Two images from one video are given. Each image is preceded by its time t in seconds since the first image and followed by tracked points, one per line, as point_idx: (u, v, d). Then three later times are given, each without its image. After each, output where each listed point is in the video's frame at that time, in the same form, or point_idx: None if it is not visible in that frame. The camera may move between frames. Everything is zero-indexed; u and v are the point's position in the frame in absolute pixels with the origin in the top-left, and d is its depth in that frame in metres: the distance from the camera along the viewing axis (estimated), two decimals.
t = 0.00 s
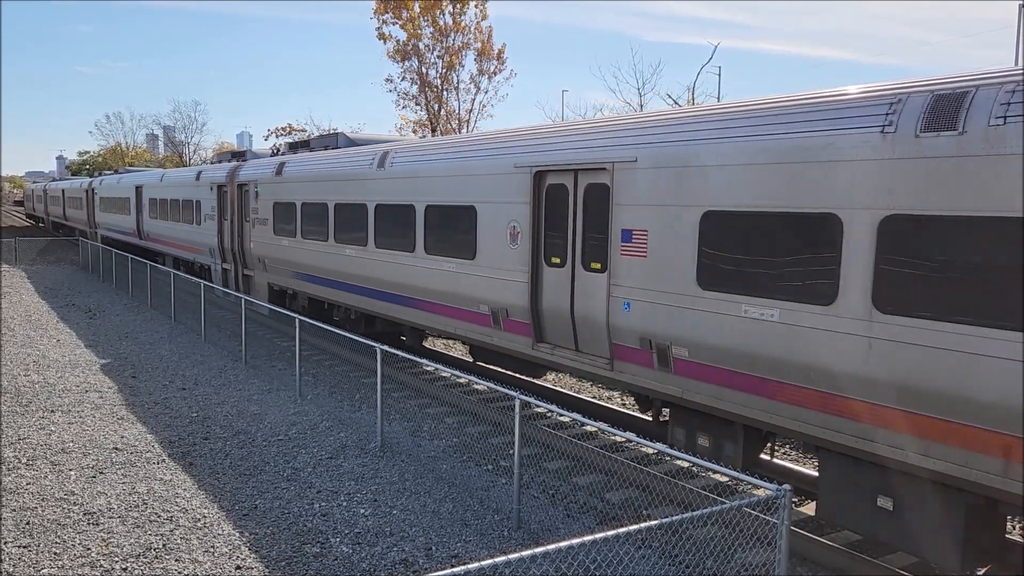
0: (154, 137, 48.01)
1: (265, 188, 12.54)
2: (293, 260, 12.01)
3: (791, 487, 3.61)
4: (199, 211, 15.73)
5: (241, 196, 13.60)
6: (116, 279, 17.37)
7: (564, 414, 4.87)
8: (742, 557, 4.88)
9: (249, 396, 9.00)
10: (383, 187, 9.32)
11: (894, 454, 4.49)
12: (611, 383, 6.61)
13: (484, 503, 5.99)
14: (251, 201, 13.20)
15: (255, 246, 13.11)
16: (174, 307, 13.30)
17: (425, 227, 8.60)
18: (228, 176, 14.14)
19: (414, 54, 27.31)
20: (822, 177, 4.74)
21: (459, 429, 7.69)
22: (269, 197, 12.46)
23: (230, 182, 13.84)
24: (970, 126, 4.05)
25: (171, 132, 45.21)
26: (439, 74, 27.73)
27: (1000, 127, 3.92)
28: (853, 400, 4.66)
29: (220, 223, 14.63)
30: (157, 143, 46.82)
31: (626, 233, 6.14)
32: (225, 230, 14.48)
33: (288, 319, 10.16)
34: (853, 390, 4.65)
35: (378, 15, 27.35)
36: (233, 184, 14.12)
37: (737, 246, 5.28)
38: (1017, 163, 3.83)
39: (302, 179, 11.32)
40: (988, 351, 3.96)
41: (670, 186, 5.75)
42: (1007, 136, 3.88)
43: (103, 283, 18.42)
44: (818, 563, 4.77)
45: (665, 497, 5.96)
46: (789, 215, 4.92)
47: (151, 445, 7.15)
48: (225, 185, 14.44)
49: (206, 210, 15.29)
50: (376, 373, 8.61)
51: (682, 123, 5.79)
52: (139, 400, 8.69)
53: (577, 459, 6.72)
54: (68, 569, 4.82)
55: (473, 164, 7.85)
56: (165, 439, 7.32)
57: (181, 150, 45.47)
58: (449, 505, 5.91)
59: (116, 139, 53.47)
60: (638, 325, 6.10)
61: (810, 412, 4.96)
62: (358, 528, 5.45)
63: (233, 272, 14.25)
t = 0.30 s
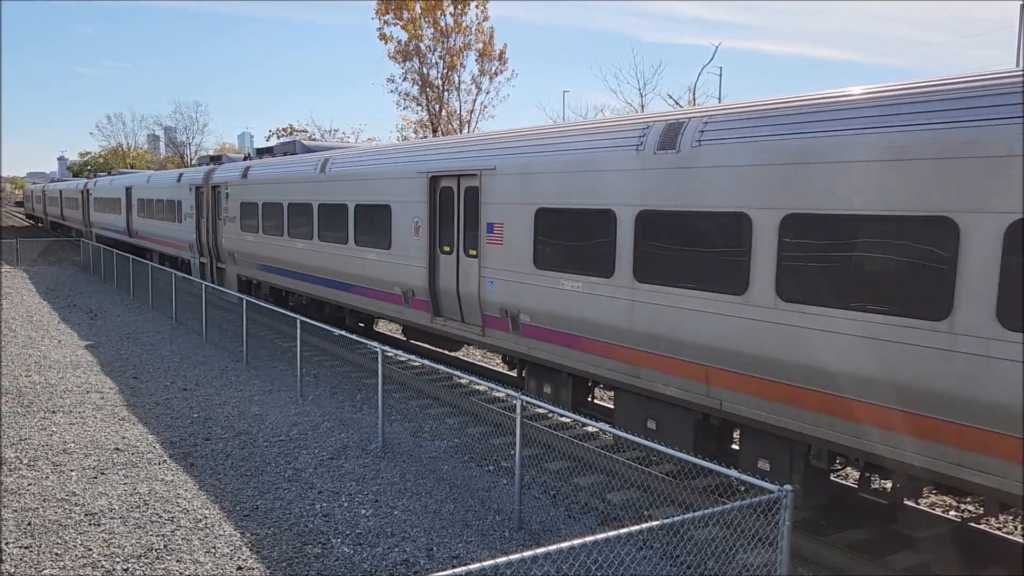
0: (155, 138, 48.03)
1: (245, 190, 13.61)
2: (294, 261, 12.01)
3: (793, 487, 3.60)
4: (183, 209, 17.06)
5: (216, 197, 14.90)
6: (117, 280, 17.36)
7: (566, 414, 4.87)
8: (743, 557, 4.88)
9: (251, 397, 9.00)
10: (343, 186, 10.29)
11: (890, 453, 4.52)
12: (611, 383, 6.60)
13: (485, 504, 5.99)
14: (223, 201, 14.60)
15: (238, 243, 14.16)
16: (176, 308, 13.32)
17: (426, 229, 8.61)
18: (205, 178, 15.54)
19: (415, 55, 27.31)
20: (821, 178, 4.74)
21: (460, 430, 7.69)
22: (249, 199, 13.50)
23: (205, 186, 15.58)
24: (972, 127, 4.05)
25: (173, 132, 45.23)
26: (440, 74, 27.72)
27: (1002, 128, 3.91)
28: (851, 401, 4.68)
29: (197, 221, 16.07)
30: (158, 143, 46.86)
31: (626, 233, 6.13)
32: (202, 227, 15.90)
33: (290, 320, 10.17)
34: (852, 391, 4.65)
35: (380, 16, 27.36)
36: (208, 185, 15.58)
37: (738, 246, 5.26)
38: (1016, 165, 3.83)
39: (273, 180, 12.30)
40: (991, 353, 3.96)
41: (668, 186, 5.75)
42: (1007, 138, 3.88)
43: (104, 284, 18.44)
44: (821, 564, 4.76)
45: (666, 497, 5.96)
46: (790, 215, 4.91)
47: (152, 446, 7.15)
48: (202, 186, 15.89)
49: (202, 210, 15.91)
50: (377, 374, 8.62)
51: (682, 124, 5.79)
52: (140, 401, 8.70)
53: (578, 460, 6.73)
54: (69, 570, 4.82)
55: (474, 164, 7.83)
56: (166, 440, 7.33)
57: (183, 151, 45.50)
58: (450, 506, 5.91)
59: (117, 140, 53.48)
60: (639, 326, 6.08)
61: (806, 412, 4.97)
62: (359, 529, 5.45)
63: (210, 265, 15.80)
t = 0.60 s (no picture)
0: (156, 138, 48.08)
1: (227, 191, 14.52)
2: (295, 261, 12.01)
3: (793, 487, 3.60)
4: (179, 208, 17.45)
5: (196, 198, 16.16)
6: (118, 280, 17.38)
7: (567, 415, 4.86)
8: (745, 558, 4.87)
9: (251, 397, 9.01)
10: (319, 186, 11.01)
11: (890, 455, 4.50)
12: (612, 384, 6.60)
13: (486, 504, 5.99)
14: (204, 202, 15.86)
15: (226, 241, 14.72)
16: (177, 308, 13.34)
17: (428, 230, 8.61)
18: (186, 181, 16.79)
19: (416, 55, 27.32)
20: (822, 180, 4.73)
21: (460, 431, 7.69)
22: (228, 199, 14.51)
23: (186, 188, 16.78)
24: (969, 129, 4.05)
25: (173, 133, 45.27)
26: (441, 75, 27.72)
27: (998, 130, 3.92)
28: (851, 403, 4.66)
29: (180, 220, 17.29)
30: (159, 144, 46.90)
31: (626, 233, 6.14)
32: (185, 225, 17.13)
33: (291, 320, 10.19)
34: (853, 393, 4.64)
35: (381, 16, 27.37)
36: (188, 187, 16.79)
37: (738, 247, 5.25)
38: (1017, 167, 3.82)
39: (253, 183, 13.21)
40: (991, 356, 3.94)
41: (670, 188, 5.74)
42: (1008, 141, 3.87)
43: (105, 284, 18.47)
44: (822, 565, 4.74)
45: (667, 497, 5.96)
46: (790, 215, 4.90)
47: (153, 446, 7.16)
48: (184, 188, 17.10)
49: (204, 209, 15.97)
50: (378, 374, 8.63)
51: (684, 126, 5.78)
52: (141, 401, 8.71)
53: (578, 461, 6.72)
54: (70, 571, 4.82)
55: (476, 165, 7.83)
56: (167, 440, 7.33)
57: (183, 151, 45.53)
58: (451, 506, 5.91)
59: (118, 140, 53.47)
60: (641, 326, 6.07)
61: (808, 412, 4.94)
62: (360, 529, 5.45)
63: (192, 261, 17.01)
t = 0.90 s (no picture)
0: (156, 138, 48.14)
1: (205, 191, 15.51)
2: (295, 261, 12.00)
3: (793, 487, 3.60)
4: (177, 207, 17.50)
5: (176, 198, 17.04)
6: (119, 280, 17.41)
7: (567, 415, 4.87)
8: (745, 558, 4.87)
9: (251, 397, 9.01)
10: (305, 185, 11.38)
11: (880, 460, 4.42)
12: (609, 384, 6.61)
13: (486, 504, 5.99)
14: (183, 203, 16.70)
15: (223, 240, 14.71)
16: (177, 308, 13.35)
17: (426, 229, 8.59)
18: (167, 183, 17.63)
19: (416, 55, 27.33)
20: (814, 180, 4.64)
21: (460, 430, 7.69)
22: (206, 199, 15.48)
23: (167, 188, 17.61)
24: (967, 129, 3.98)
25: (173, 133, 45.30)
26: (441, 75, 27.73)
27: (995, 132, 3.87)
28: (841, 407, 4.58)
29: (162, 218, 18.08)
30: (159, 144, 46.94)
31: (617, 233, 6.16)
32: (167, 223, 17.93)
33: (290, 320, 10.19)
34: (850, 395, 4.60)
35: (381, 17, 27.38)
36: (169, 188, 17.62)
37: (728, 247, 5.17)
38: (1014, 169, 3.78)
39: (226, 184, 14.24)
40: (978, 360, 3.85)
41: (665, 189, 5.69)
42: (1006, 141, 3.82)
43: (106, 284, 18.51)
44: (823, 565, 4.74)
45: (668, 497, 5.96)
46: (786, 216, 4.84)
47: (154, 446, 7.16)
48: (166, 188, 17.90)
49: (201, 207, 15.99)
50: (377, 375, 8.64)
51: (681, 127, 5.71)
52: (141, 401, 8.71)
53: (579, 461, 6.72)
54: (70, 571, 4.82)
55: (474, 166, 7.80)
56: (167, 440, 7.34)
57: (183, 151, 45.56)
58: (451, 507, 5.91)
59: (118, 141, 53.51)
60: (633, 326, 6.06)
61: (798, 414, 4.86)
62: (360, 529, 5.45)
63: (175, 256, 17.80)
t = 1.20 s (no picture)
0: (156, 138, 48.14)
1: (182, 190, 15.93)
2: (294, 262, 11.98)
3: (794, 487, 3.59)
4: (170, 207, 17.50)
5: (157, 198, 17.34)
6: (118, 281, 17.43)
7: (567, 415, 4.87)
8: (745, 558, 4.87)
9: (251, 398, 9.02)
10: (264, 186, 12.16)
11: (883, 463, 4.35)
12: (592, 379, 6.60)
13: (487, 504, 5.99)
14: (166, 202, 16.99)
15: (208, 238, 14.60)
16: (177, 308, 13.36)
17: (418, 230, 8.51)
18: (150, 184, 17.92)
19: (416, 55, 27.32)
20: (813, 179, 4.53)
21: (460, 431, 7.68)
22: (182, 197, 15.89)
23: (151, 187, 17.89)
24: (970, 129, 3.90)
25: (174, 134, 45.31)
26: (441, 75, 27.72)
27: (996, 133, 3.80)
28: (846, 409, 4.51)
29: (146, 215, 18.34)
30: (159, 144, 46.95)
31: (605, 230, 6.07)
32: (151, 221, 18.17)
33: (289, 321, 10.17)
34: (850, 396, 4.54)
35: (381, 17, 27.37)
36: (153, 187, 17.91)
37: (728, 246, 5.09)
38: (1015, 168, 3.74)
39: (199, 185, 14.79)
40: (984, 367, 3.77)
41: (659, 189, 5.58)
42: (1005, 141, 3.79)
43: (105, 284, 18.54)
44: (823, 565, 4.73)
45: (668, 498, 5.96)
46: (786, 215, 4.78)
47: (154, 446, 7.17)
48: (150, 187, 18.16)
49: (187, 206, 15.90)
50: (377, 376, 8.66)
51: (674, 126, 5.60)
52: (142, 402, 8.72)
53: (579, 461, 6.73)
54: (70, 571, 4.82)
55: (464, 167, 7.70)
56: (167, 441, 7.34)
57: (183, 151, 45.56)
58: (452, 507, 5.91)
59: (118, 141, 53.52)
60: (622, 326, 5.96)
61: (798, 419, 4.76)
62: (361, 529, 5.45)
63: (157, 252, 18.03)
